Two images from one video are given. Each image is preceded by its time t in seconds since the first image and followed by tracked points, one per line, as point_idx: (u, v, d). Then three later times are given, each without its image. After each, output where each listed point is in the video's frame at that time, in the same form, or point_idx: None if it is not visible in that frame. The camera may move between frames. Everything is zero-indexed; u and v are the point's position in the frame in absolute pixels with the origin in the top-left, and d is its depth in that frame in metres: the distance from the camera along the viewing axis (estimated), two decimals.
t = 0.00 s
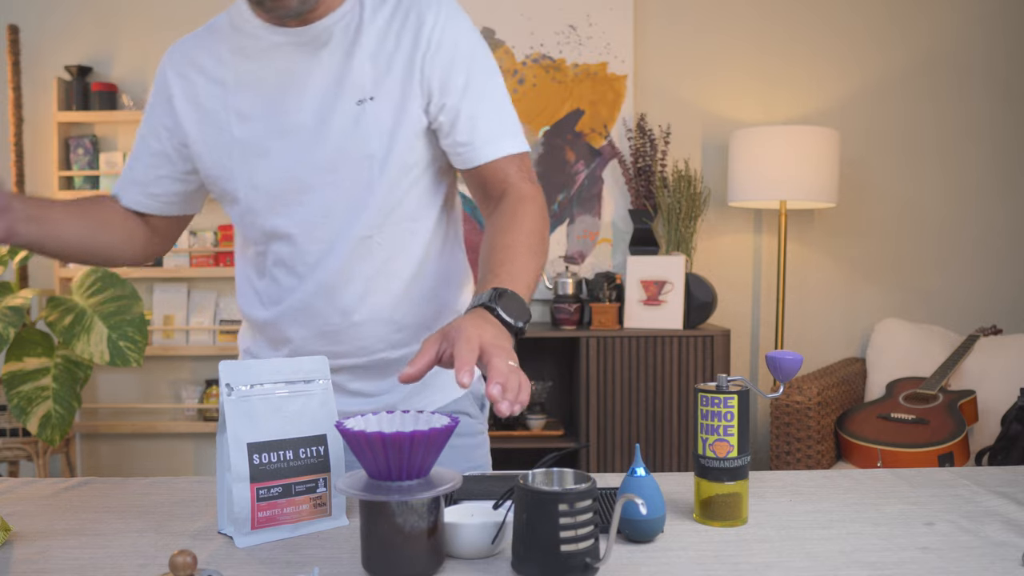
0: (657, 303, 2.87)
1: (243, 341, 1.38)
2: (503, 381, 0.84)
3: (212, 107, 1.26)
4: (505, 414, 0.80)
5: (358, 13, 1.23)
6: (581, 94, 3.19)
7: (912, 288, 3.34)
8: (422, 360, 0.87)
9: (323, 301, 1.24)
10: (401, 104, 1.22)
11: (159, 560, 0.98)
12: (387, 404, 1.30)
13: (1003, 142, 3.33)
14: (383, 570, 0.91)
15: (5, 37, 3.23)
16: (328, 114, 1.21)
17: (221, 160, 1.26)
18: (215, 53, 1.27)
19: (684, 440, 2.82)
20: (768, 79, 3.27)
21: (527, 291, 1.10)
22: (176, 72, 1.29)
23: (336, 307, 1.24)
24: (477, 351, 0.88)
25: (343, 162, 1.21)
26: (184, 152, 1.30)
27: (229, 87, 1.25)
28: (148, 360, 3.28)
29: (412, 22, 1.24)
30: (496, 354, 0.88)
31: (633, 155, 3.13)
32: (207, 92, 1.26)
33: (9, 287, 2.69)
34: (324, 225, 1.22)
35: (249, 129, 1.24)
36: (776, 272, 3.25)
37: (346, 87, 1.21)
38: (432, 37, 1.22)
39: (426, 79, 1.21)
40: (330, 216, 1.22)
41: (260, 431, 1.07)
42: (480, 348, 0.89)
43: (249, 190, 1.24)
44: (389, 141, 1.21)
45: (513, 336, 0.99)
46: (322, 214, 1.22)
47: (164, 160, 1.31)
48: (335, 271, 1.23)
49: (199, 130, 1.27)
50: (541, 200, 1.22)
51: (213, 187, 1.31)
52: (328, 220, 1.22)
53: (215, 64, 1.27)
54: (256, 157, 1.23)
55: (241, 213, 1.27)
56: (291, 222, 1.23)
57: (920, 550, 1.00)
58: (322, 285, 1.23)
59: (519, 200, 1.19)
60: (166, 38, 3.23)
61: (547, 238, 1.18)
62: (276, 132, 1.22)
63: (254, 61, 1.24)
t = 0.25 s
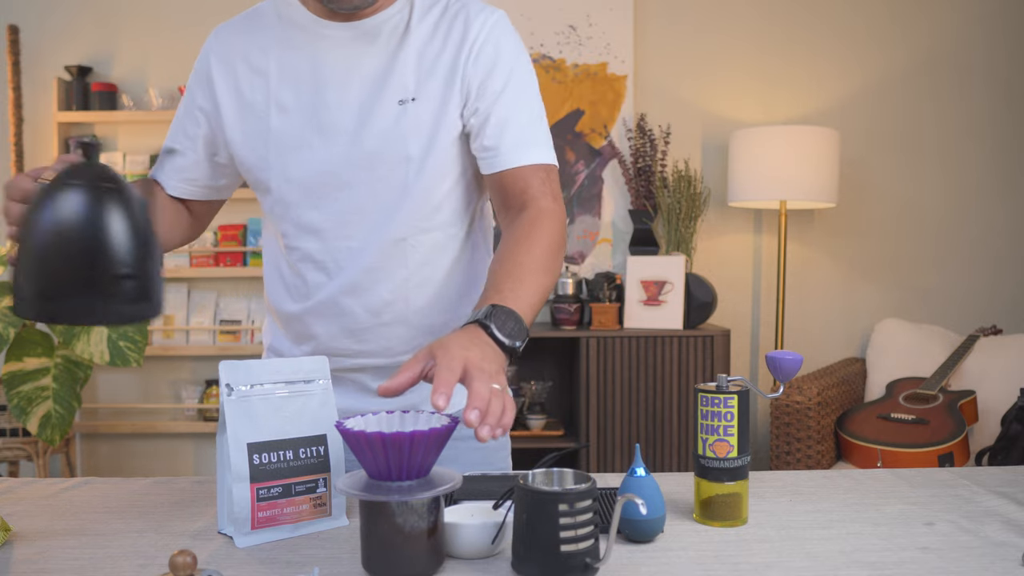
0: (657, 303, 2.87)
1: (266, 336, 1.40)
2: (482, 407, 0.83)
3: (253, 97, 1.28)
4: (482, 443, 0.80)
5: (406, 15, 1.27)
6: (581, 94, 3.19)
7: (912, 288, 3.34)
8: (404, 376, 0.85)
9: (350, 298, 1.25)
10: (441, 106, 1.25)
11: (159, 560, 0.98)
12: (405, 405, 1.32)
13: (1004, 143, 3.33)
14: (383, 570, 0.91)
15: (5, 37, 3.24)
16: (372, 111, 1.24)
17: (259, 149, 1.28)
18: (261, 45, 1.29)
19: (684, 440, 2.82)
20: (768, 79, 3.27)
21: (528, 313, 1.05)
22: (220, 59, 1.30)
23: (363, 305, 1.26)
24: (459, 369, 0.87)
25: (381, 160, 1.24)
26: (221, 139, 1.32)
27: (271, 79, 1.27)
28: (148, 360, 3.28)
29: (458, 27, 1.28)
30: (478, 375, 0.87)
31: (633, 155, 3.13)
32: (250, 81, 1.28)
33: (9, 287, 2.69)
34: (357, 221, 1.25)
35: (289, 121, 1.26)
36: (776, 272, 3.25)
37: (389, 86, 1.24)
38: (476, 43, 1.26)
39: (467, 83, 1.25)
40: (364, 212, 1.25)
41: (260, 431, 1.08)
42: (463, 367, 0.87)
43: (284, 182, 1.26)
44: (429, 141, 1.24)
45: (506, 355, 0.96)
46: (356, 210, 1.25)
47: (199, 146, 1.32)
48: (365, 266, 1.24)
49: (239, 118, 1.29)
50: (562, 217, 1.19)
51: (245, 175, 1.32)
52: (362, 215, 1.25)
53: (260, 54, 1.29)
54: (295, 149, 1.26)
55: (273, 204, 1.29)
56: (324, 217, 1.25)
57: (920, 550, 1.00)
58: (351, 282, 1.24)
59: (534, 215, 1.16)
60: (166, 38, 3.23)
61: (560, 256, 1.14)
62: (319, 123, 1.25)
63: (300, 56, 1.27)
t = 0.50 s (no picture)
0: (656, 304, 2.87)
1: (270, 336, 1.39)
2: (482, 422, 0.85)
3: (270, 93, 1.28)
4: (483, 457, 0.83)
5: (428, 16, 1.30)
6: (581, 94, 3.19)
7: (913, 288, 3.34)
8: (404, 390, 0.87)
9: (361, 298, 1.25)
10: (460, 108, 1.28)
11: (159, 560, 0.98)
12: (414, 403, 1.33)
13: (1005, 143, 3.33)
14: (383, 570, 0.91)
15: (6, 37, 3.24)
16: (393, 110, 1.26)
17: (273, 144, 1.27)
18: (279, 41, 1.29)
19: (684, 440, 2.82)
20: (768, 79, 3.27)
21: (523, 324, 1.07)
22: (236, 51, 1.29)
23: (373, 307, 1.26)
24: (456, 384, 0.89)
25: (400, 159, 1.25)
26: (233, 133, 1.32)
27: (289, 75, 1.28)
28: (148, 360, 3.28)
29: (479, 31, 1.31)
30: (478, 390, 0.89)
31: (633, 155, 3.13)
32: (267, 76, 1.28)
33: (9, 287, 2.70)
34: (373, 220, 1.25)
35: (306, 119, 1.27)
36: (776, 272, 3.25)
37: (409, 87, 1.26)
38: (497, 48, 1.29)
39: (486, 87, 1.28)
40: (380, 212, 1.25)
41: (260, 431, 1.08)
42: (463, 382, 0.89)
43: (299, 179, 1.26)
44: (447, 143, 1.27)
45: (504, 370, 0.98)
46: (372, 210, 1.25)
47: (212, 138, 1.31)
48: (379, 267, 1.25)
49: (253, 112, 1.28)
50: (562, 228, 1.22)
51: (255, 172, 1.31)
52: (378, 214, 1.25)
53: (278, 48, 1.29)
54: (311, 147, 1.26)
55: (285, 200, 1.28)
56: (339, 215, 1.25)
57: (920, 550, 1.00)
58: (364, 282, 1.25)
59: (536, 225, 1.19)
60: (165, 38, 3.23)
61: (555, 273, 1.17)
62: (337, 121, 1.25)
63: (321, 52, 1.28)
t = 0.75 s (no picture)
0: (656, 303, 2.87)
1: (261, 336, 1.37)
2: (482, 425, 0.86)
3: (272, 88, 1.27)
4: (483, 460, 0.83)
5: (435, 15, 1.30)
6: (581, 94, 3.19)
7: (913, 288, 3.34)
8: (403, 391, 0.88)
9: (362, 298, 1.26)
10: (465, 109, 1.28)
11: (159, 560, 0.98)
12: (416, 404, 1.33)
13: (1005, 143, 3.33)
14: (383, 570, 0.91)
15: (6, 37, 3.24)
16: (399, 110, 1.26)
17: (275, 139, 1.26)
18: (283, 34, 1.28)
19: (684, 440, 2.81)
20: (768, 79, 3.27)
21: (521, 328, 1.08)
22: (238, 43, 1.28)
23: (372, 307, 1.26)
24: (455, 387, 0.89)
25: (404, 159, 1.25)
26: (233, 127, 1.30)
27: (292, 70, 1.27)
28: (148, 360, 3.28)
29: (485, 33, 1.31)
30: (478, 394, 0.89)
31: (633, 155, 3.13)
32: (269, 71, 1.27)
33: (9, 287, 2.70)
34: (374, 219, 1.25)
35: (309, 115, 1.26)
36: (776, 272, 3.25)
37: (415, 86, 1.26)
38: (503, 50, 1.30)
39: (492, 89, 1.28)
40: (382, 211, 1.25)
41: (260, 431, 1.08)
42: (463, 387, 0.90)
43: (300, 176, 1.26)
44: (451, 144, 1.27)
45: (502, 374, 0.98)
46: (373, 210, 1.25)
47: (209, 131, 1.29)
48: (379, 267, 1.25)
49: (254, 106, 1.27)
50: (563, 232, 1.23)
51: (254, 168, 1.30)
52: (379, 213, 1.25)
53: (280, 43, 1.28)
54: (313, 145, 1.25)
55: (285, 197, 1.27)
56: (340, 213, 1.25)
57: (920, 550, 1.00)
58: (365, 281, 1.25)
59: (536, 227, 1.20)
60: (165, 38, 3.23)
61: (557, 273, 1.18)
62: (341, 119, 1.25)
63: (325, 49, 1.27)
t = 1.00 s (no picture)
0: (656, 303, 2.87)
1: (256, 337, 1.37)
2: (482, 428, 0.86)
3: (269, 86, 1.27)
4: (484, 462, 0.83)
5: (434, 15, 1.30)
6: (581, 94, 3.19)
7: (912, 288, 3.34)
8: (405, 391, 0.88)
9: (359, 298, 1.26)
10: (464, 109, 1.28)
11: (158, 560, 0.98)
12: (417, 404, 1.33)
13: (1005, 143, 3.33)
14: (383, 570, 0.91)
15: (5, 37, 3.24)
16: (397, 110, 1.26)
17: (272, 137, 1.26)
18: (280, 32, 1.28)
19: (683, 440, 2.81)
20: (768, 79, 3.27)
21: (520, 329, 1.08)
22: (234, 40, 1.28)
23: (370, 307, 1.26)
24: (455, 390, 0.89)
25: (402, 159, 1.25)
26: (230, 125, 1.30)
27: (289, 68, 1.27)
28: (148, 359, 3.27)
29: (484, 34, 1.32)
30: (478, 397, 0.90)
31: (633, 155, 3.13)
32: (266, 68, 1.27)
33: (9, 287, 2.70)
34: (372, 219, 1.25)
35: (306, 114, 1.26)
36: (776, 272, 3.25)
37: (413, 86, 1.26)
38: (502, 50, 1.30)
39: (490, 89, 1.28)
40: (379, 211, 1.25)
41: (260, 431, 1.08)
42: (463, 389, 0.90)
43: (297, 175, 1.26)
44: (450, 144, 1.27)
45: (501, 375, 0.98)
46: (371, 209, 1.25)
47: (205, 129, 1.29)
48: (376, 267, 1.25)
49: (251, 104, 1.27)
50: (560, 233, 1.23)
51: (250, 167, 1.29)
52: (376, 212, 1.25)
53: (278, 41, 1.28)
54: (310, 144, 1.25)
55: (281, 196, 1.27)
56: (337, 212, 1.25)
57: (920, 550, 1.00)
58: (362, 281, 1.25)
59: (534, 228, 1.20)
60: (165, 38, 3.23)
61: (554, 273, 1.18)
62: (339, 118, 1.25)
63: (323, 48, 1.27)
